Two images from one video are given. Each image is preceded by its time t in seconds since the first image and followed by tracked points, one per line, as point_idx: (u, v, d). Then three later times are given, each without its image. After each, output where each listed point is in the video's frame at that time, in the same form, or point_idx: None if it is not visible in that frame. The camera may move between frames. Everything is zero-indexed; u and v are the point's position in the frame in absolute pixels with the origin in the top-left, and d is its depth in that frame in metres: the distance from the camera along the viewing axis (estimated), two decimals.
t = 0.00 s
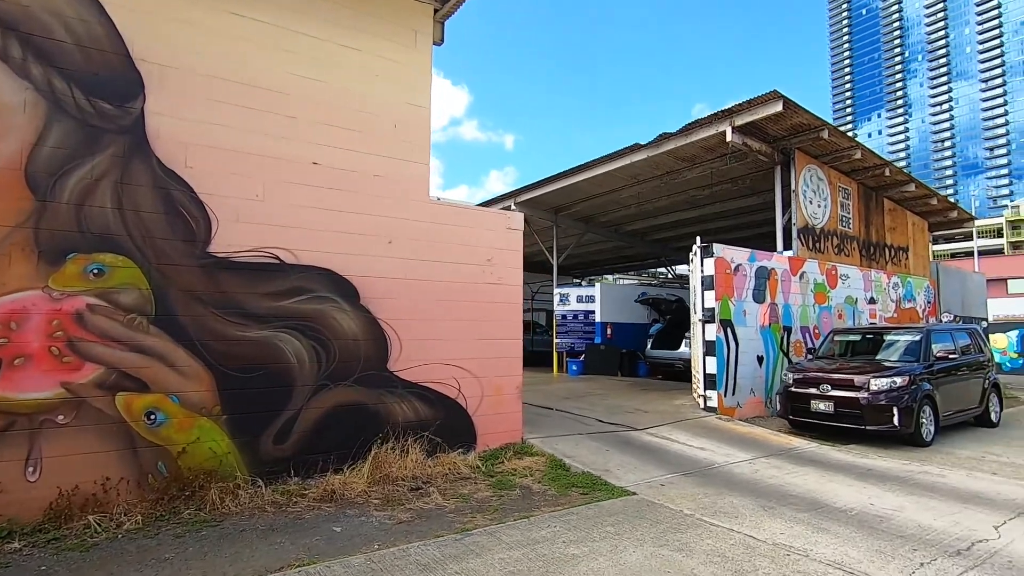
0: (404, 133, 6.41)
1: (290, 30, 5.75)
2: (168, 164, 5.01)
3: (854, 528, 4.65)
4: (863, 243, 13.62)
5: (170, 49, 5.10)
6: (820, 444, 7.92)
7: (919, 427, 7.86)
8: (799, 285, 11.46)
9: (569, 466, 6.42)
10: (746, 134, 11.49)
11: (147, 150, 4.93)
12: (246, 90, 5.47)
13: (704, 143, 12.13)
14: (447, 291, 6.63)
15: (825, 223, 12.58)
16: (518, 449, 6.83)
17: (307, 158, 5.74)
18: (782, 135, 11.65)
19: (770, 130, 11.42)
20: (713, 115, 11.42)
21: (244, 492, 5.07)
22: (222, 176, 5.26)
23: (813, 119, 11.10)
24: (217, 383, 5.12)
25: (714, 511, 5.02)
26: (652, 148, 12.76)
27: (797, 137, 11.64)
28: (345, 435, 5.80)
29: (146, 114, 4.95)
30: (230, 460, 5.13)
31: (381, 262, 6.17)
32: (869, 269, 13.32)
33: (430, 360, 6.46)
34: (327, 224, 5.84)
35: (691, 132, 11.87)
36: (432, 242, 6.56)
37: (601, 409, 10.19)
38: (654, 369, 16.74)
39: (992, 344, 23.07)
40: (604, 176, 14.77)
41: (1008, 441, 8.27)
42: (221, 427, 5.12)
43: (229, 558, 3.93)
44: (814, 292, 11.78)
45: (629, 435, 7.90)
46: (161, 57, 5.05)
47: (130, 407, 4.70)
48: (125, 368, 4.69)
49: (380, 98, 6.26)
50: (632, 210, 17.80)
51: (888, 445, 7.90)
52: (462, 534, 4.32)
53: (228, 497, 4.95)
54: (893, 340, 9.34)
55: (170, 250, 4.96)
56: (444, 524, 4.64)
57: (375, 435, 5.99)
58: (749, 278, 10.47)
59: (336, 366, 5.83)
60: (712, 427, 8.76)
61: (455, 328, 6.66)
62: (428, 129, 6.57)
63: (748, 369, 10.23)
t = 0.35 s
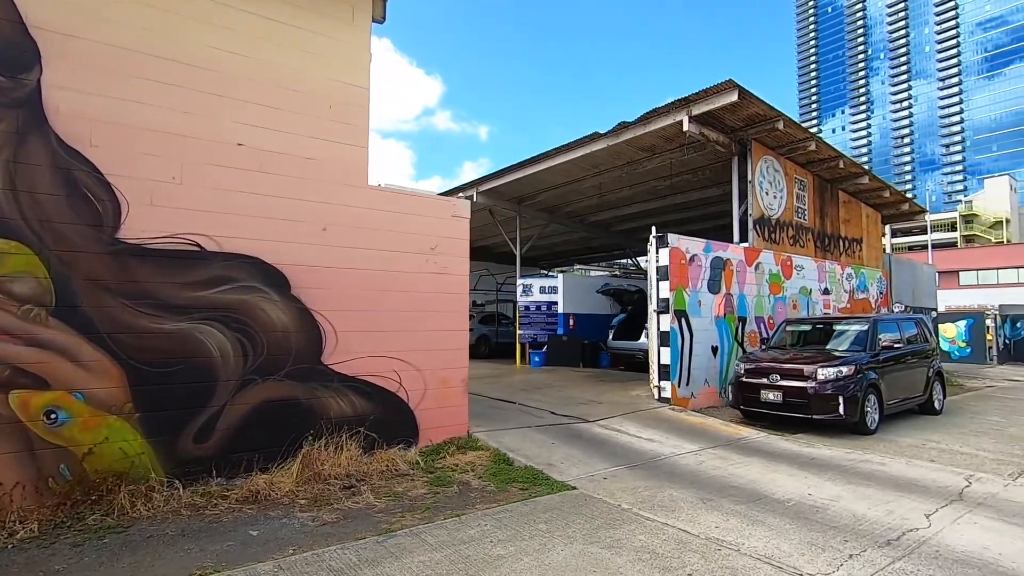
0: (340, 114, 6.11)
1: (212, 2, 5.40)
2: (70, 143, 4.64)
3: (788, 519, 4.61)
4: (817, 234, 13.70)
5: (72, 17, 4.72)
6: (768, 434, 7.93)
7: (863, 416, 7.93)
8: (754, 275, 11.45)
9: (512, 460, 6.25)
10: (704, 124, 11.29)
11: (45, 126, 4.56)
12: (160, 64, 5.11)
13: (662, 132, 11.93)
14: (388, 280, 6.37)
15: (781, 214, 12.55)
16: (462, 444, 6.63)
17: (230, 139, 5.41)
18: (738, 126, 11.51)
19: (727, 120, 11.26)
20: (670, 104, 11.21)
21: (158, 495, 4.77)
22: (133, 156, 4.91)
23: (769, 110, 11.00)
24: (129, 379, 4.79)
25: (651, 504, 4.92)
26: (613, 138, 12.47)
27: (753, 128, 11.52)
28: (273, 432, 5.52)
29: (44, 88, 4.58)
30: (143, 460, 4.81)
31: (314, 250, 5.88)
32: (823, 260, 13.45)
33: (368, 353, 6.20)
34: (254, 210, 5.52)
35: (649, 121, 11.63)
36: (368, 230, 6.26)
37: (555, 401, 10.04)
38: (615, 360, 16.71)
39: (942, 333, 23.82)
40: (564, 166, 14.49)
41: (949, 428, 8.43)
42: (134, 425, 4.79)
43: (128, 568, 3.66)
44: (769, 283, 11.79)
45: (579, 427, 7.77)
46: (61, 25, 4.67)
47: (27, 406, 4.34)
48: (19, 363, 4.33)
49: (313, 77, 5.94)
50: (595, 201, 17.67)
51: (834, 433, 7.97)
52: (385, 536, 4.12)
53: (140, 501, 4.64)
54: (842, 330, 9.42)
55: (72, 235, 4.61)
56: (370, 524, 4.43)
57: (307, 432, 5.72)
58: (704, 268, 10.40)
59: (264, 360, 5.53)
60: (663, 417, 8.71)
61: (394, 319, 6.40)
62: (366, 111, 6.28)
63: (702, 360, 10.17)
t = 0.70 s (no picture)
0: (289, 89, 5.81)
1: None
2: None
3: (746, 515, 4.43)
4: (796, 225, 13.42)
5: None
6: (739, 426, 7.78)
7: (834, 407, 7.80)
8: (730, 265, 11.21)
9: (470, 453, 6.02)
10: (681, 110, 10.97)
11: None
12: (87, 30, 4.78)
13: (640, 119, 11.61)
14: (341, 266, 6.08)
15: (759, 204, 12.26)
16: (420, 436, 6.40)
17: (166, 113, 5.11)
18: (717, 113, 11.19)
19: (705, 107, 10.96)
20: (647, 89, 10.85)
21: (83, 491, 4.49)
22: (55, 128, 4.59)
23: (747, 96, 10.70)
24: (52, 367, 4.49)
25: (606, 499, 4.73)
26: (590, 124, 12.10)
27: (732, 115, 11.21)
28: (214, 424, 5.24)
29: None
30: (68, 453, 4.53)
31: (259, 232, 5.58)
32: (802, 251, 13.27)
33: (320, 342, 5.92)
34: (193, 188, 5.22)
35: (627, 107, 11.30)
36: (320, 212, 5.97)
37: (525, 391, 9.81)
38: (595, 350, 16.47)
39: (920, 326, 23.96)
40: (543, 153, 14.12)
41: (920, 420, 8.34)
42: (58, 417, 4.50)
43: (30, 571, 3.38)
44: (746, 273, 11.56)
45: (545, 418, 7.56)
46: None
47: None
48: None
49: (259, 49, 5.63)
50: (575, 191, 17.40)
51: (804, 425, 7.84)
52: (318, 535, 3.88)
53: (63, 497, 4.36)
54: (815, 320, 9.28)
55: None
56: (307, 522, 4.19)
57: (251, 423, 5.45)
58: (679, 257, 10.14)
59: (205, 348, 5.23)
60: (633, 408, 8.53)
61: (347, 306, 6.11)
62: (317, 87, 5.98)
63: (676, 350, 9.95)
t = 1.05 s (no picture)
0: (240, 74, 5.55)
1: None
2: None
3: (709, 527, 4.19)
4: (783, 222, 13.14)
5: None
6: (717, 428, 7.54)
7: (814, 409, 7.57)
8: (715, 262, 10.90)
9: (430, 457, 5.76)
10: (665, 103, 10.66)
11: None
12: (15, 7, 4.53)
13: (624, 111, 11.31)
14: (296, 260, 5.81)
15: (745, 200, 11.96)
16: (381, 438, 6.13)
17: (103, 97, 4.85)
18: (702, 106, 10.89)
19: (690, 100, 10.67)
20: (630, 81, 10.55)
21: (6, 499, 4.21)
22: None
23: (733, 89, 10.40)
24: None
25: (563, 509, 4.48)
26: (573, 116, 11.79)
27: (717, 108, 10.91)
28: (155, 427, 4.96)
29: None
30: None
31: (207, 224, 5.31)
32: (788, 248, 12.99)
33: (273, 340, 5.65)
34: (134, 177, 4.96)
35: (610, 99, 11.01)
36: (274, 204, 5.71)
37: (502, 390, 9.58)
38: (580, 349, 16.18)
39: (911, 325, 23.82)
40: (527, 147, 13.80)
41: (903, 423, 8.12)
42: None
43: None
44: (731, 271, 11.25)
45: (515, 420, 7.30)
46: None
47: None
48: None
49: (207, 32, 5.39)
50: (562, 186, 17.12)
51: (784, 427, 7.61)
52: (246, 550, 3.63)
53: None
54: (798, 320, 9.04)
55: None
56: (239, 535, 3.93)
57: (195, 426, 5.17)
58: (661, 254, 9.83)
59: (146, 347, 4.95)
60: (609, 408, 8.28)
61: (303, 303, 5.86)
62: (271, 72, 5.72)
63: (656, 349, 9.66)
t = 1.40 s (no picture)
0: (181, 59, 5.27)
1: None
2: None
3: (670, 531, 3.95)
4: (769, 214, 12.81)
5: None
6: (695, 425, 7.29)
7: (795, 404, 7.33)
8: (698, 256, 10.60)
9: (388, 459, 5.49)
10: (645, 93, 10.34)
11: None
12: None
13: (604, 102, 11.03)
14: (246, 254, 5.56)
15: (729, 191, 11.64)
16: (340, 440, 5.87)
17: (29, 82, 4.58)
18: (683, 96, 10.57)
19: (671, 89, 10.37)
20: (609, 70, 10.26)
21: None
22: None
23: (714, 78, 10.09)
24: None
25: (518, 514, 4.22)
26: (553, 108, 11.50)
27: (698, 98, 10.58)
28: (89, 432, 4.69)
29: None
30: None
31: (146, 217, 5.04)
32: (775, 241, 12.70)
33: (220, 338, 5.40)
34: (64, 167, 4.68)
35: (588, 90, 10.73)
36: (220, 195, 5.44)
37: (478, 388, 9.32)
38: (567, 346, 15.85)
39: (903, 318, 23.66)
40: (508, 141, 13.53)
41: (888, 418, 7.88)
42: None
43: None
44: (715, 264, 10.97)
45: (485, 419, 7.03)
46: None
47: None
48: None
49: (145, 14, 5.11)
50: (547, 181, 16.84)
51: (764, 423, 7.37)
52: (165, 564, 3.38)
53: None
54: (780, 313, 8.79)
55: None
56: (163, 547, 3.67)
57: (135, 430, 4.91)
58: (641, 247, 9.53)
59: (80, 347, 4.68)
60: (585, 405, 8.02)
61: (254, 300, 5.60)
62: (216, 57, 5.44)
63: (637, 345, 9.38)
